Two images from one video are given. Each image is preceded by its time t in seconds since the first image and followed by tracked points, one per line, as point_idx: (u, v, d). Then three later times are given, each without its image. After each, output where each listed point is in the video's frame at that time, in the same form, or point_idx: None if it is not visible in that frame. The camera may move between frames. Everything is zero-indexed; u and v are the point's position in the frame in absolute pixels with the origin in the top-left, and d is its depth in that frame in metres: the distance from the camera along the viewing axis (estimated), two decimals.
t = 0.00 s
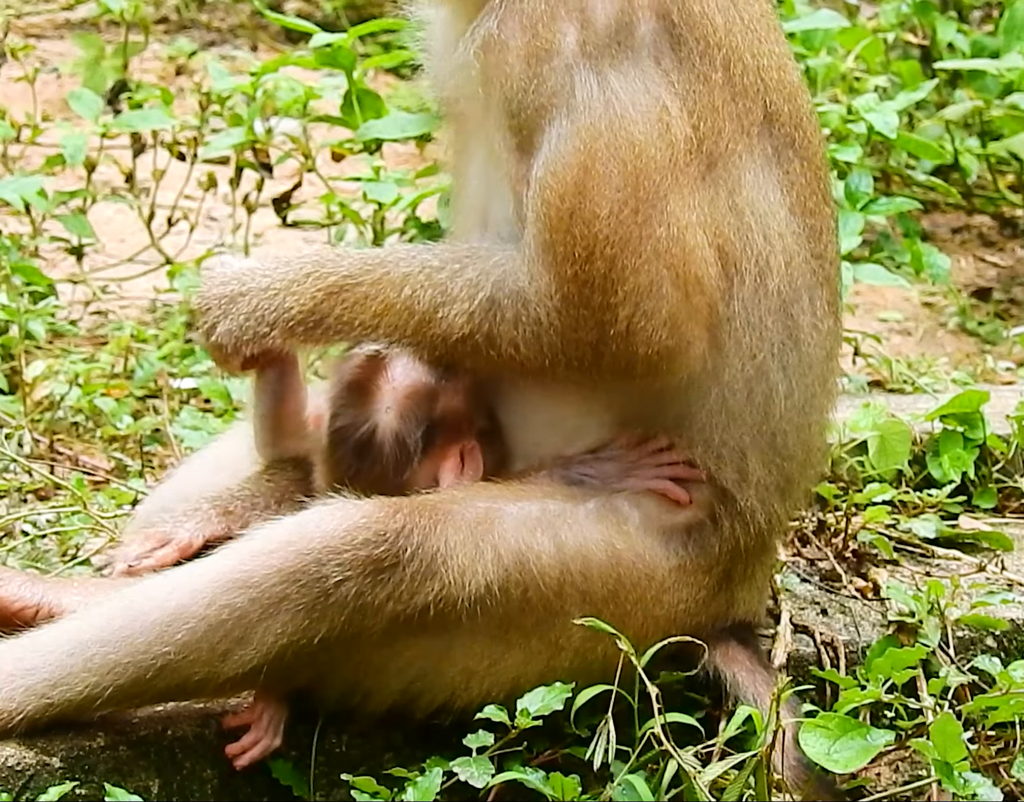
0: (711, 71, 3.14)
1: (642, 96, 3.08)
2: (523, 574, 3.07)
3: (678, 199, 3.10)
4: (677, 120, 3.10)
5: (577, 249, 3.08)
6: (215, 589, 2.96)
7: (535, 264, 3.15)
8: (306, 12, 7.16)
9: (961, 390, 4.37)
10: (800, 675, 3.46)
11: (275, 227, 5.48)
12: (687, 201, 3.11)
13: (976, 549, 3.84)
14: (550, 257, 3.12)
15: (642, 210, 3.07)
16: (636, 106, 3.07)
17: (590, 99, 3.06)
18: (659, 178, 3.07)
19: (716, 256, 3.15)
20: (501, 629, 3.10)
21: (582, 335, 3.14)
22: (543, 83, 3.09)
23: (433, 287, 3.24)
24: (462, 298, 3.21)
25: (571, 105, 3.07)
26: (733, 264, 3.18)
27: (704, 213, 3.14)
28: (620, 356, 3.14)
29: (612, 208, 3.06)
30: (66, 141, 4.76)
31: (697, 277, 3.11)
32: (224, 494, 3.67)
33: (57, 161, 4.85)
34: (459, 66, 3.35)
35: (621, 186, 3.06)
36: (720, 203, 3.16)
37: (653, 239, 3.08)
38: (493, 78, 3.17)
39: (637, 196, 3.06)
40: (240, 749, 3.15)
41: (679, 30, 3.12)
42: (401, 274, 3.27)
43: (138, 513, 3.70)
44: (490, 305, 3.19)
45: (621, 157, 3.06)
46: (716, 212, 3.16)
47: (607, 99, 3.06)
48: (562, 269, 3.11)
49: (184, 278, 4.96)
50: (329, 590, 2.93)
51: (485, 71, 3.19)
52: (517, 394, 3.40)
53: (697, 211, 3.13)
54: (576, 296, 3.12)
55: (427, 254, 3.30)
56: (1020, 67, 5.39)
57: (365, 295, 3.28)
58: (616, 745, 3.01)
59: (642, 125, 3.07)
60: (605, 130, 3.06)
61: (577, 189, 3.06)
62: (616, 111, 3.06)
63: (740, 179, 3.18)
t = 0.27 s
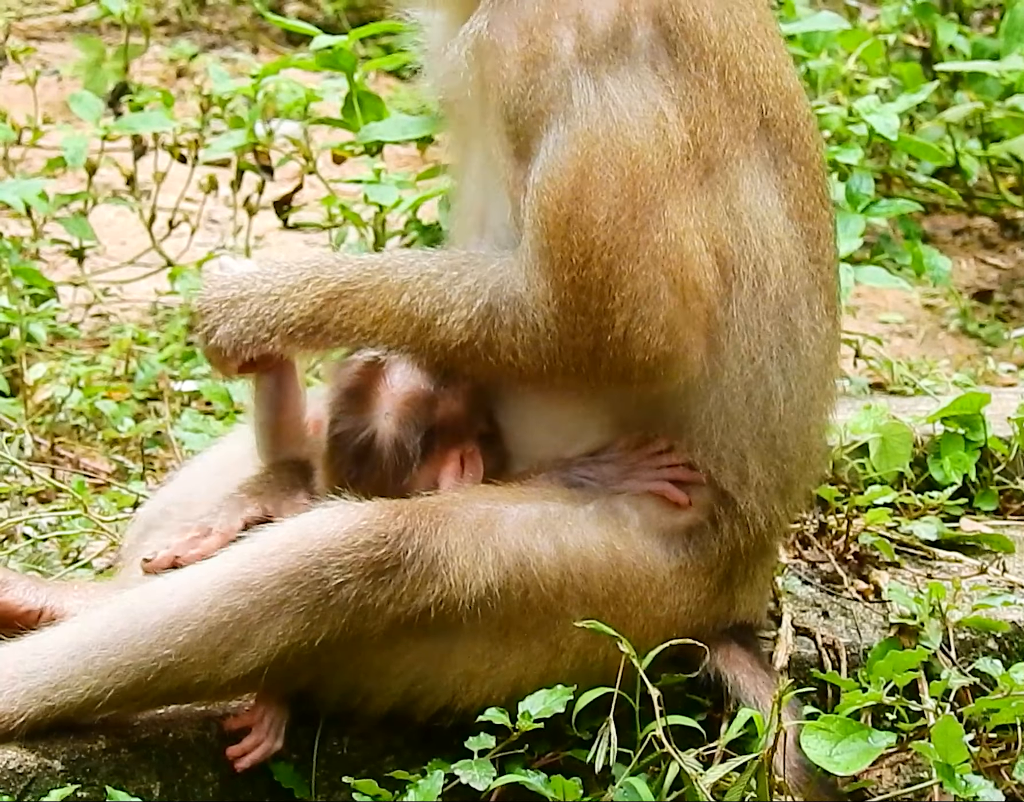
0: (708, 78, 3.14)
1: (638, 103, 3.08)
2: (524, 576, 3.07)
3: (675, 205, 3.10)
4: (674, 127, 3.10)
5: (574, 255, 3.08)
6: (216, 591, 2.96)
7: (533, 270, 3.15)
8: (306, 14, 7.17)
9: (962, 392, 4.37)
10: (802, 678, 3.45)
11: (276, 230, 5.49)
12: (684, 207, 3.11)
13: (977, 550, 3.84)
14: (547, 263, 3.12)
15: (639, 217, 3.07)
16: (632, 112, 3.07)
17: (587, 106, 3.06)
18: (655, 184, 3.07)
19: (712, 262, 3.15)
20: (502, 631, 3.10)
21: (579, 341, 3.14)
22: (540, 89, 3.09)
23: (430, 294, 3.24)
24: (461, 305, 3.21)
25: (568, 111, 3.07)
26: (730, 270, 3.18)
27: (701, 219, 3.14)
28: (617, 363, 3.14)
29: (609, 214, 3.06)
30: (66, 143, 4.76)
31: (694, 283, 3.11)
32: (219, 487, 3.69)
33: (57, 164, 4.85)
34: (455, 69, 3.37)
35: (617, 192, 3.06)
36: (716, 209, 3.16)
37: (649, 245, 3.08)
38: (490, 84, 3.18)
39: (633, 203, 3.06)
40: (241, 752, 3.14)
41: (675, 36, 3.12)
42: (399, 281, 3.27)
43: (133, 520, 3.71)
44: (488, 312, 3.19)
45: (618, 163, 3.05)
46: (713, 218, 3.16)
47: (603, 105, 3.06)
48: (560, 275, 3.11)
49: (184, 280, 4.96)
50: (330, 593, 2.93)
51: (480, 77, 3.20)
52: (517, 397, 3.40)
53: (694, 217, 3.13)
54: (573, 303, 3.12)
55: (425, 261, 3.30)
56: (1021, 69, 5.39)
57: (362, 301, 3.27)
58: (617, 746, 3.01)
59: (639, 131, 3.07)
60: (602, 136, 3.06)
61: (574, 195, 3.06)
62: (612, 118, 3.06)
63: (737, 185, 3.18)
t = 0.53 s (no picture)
0: (725, 97, 3.13)
1: (659, 119, 3.06)
2: (526, 591, 3.06)
3: (693, 222, 3.08)
4: (692, 145, 3.08)
5: (594, 269, 3.05)
6: (218, 607, 2.95)
7: (551, 284, 3.13)
8: (308, 30, 7.18)
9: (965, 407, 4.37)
10: (805, 694, 3.44)
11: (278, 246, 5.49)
12: (702, 225, 3.09)
13: (980, 566, 3.83)
14: (567, 276, 3.09)
15: (659, 233, 3.04)
16: (652, 128, 3.05)
17: (609, 119, 3.04)
18: (674, 201, 3.05)
19: (729, 282, 3.13)
20: (506, 647, 3.09)
21: (597, 357, 3.11)
22: (562, 102, 3.07)
23: (447, 312, 3.21)
24: (480, 324, 3.18)
25: (591, 125, 3.05)
26: (745, 291, 3.17)
27: (719, 238, 3.12)
28: (634, 378, 3.11)
29: (629, 228, 3.03)
30: (68, 160, 4.76)
31: (711, 301, 3.09)
32: (220, 506, 3.68)
33: (59, 180, 4.86)
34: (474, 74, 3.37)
35: (637, 207, 3.03)
36: (732, 229, 3.14)
37: (669, 261, 3.05)
38: (513, 94, 3.16)
39: (654, 218, 3.04)
40: (243, 767, 3.14)
41: (695, 55, 3.11)
42: (416, 299, 3.25)
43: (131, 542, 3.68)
44: (507, 327, 3.16)
45: (638, 178, 3.03)
46: (729, 238, 3.14)
47: (625, 119, 3.04)
48: (578, 289, 3.08)
49: (187, 296, 4.96)
50: (332, 609, 2.92)
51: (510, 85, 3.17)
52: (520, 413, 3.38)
53: (712, 237, 3.11)
54: (591, 318, 3.09)
55: (441, 281, 3.28)
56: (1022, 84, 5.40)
57: (378, 319, 3.25)
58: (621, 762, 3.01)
59: (659, 147, 3.05)
60: (623, 150, 3.03)
61: (595, 209, 3.04)
62: (634, 133, 3.04)
63: (752, 206, 3.17)
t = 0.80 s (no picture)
0: (735, 103, 3.12)
1: (670, 124, 3.06)
2: (530, 600, 3.06)
3: (707, 227, 3.07)
4: (704, 149, 3.08)
5: (609, 273, 3.05)
6: (223, 616, 2.95)
7: (568, 288, 3.13)
8: (312, 40, 7.19)
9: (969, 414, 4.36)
10: (810, 701, 3.43)
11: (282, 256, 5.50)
12: (715, 231, 3.08)
13: (985, 573, 3.82)
14: (582, 280, 3.09)
15: (673, 236, 3.04)
16: (663, 133, 3.05)
17: (621, 124, 3.05)
18: (688, 205, 3.05)
19: (742, 287, 3.12)
20: (512, 655, 3.08)
21: (616, 361, 3.10)
22: (574, 108, 3.08)
23: (461, 323, 3.20)
24: (496, 334, 3.18)
25: (603, 130, 3.05)
26: (758, 297, 3.16)
27: (732, 243, 3.11)
28: (650, 382, 3.11)
29: (644, 231, 3.03)
30: (72, 171, 4.76)
31: (725, 305, 3.09)
32: (223, 513, 3.68)
33: (63, 191, 4.87)
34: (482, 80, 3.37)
35: (651, 212, 3.03)
36: (745, 235, 3.14)
37: (684, 265, 3.05)
38: (524, 101, 3.16)
39: (668, 223, 3.03)
40: (249, 776, 3.14)
41: (705, 60, 3.11)
42: (428, 309, 3.24)
43: (137, 550, 3.68)
44: (522, 334, 3.16)
45: (650, 182, 3.04)
46: (741, 244, 3.13)
47: (637, 125, 3.05)
48: (594, 292, 3.08)
49: (191, 307, 4.97)
50: (338, 618, 2.92)
51: (522, 92, 3.17)
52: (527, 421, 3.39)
53: (725, 241, 3.10)
54: (608, 322, 3.08)
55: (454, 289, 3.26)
56: None
57: (386, 334, 3.24)
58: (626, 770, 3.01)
59: (672, 151, 3.05)
60: (636, 155, 3.04)
61: (609, 213, 3.03)
62: (646, 137, 3.04)
63: (763, 212, 3.17)
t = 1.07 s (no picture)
0: (721, 111, 3.13)
1: (658, 130, 3.06)
2: (528, 606, 3.05)
3: (695, 233, 3.07)
4: (691, 156, 3.08)
5: (600, 279, 3.04)
6: (221, 624, 2.95)
7: (558, 294, 3.11)
8: (308, 48, 7.20)
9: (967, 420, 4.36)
10: (808, 707, 3.43)
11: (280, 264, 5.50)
12: (703, 237, 3.08)
13: (983, 578, 3.82)
14: (571, 286, 3.08)
15: (661, 241, 3.03)
16: (650, 139, 3.05)
17: (609, 130, 3.04)
18: (676, 210, 3.04)
19: (731, 293, 3.12)
20: (509, 661, 3.08)
21: (606, 368, 3.09)
22: (563, 113, 3.06)
23: (452, 337, 3.19)
24: (485, 347, 3.17)
25: (592, 135, 3.04)
26: (746, 302, 3.16)
27: (721, 249, 3.11)
28: (642, 386, 3.10)
29: (633, 237, 3.02)
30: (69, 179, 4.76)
31: (715, 311, 3.08)
32: (219, 523, 3.68)
33: (60, 199, 4.87)
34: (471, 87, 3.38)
35: (640, 217, 3.02)
36: (733, 242, 3.14)
37: (673, 270, 3.04)
38: (513, 106, 3.15)
39: (656, 229, 3.03)
40: (247, 783, 3.13)
41: (692, 66, 3.11)
42: (415, 328, 3.23)
43: (134, 559, 3.66)
44: (512, 345, 3.15)
45: (638, 188, 3.03)
46: (729, 250, 3.14)
47: (625, 131, 3.04)
48: (583, 298, 3.07)
49: (189, 314, 4.96)
50: (335, 624, 2.92)
51: (511, 99, 3.15)
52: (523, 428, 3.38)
53: (713, 247, 3.10)
54: (597, 329, 3.07)
55: (445, 306, 3.26)
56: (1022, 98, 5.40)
57: (371, 358, 3.22)
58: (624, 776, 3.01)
59: (659, 157, 3.05)
60: (624, 160, 3.03)
61: (598, 219, 3.02)
62: (634, 143, 3.04)
63: (751, 219, 3.17)
